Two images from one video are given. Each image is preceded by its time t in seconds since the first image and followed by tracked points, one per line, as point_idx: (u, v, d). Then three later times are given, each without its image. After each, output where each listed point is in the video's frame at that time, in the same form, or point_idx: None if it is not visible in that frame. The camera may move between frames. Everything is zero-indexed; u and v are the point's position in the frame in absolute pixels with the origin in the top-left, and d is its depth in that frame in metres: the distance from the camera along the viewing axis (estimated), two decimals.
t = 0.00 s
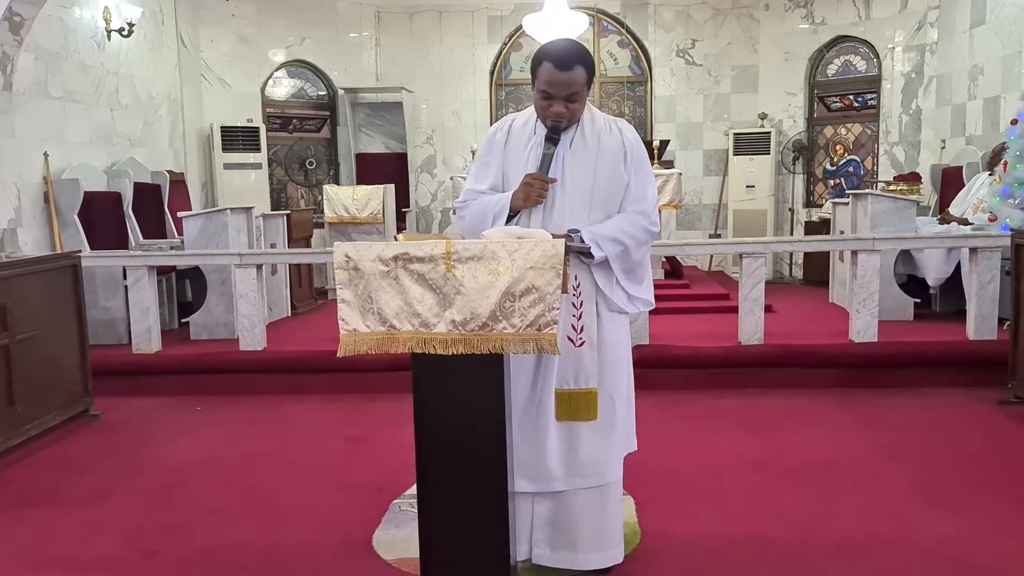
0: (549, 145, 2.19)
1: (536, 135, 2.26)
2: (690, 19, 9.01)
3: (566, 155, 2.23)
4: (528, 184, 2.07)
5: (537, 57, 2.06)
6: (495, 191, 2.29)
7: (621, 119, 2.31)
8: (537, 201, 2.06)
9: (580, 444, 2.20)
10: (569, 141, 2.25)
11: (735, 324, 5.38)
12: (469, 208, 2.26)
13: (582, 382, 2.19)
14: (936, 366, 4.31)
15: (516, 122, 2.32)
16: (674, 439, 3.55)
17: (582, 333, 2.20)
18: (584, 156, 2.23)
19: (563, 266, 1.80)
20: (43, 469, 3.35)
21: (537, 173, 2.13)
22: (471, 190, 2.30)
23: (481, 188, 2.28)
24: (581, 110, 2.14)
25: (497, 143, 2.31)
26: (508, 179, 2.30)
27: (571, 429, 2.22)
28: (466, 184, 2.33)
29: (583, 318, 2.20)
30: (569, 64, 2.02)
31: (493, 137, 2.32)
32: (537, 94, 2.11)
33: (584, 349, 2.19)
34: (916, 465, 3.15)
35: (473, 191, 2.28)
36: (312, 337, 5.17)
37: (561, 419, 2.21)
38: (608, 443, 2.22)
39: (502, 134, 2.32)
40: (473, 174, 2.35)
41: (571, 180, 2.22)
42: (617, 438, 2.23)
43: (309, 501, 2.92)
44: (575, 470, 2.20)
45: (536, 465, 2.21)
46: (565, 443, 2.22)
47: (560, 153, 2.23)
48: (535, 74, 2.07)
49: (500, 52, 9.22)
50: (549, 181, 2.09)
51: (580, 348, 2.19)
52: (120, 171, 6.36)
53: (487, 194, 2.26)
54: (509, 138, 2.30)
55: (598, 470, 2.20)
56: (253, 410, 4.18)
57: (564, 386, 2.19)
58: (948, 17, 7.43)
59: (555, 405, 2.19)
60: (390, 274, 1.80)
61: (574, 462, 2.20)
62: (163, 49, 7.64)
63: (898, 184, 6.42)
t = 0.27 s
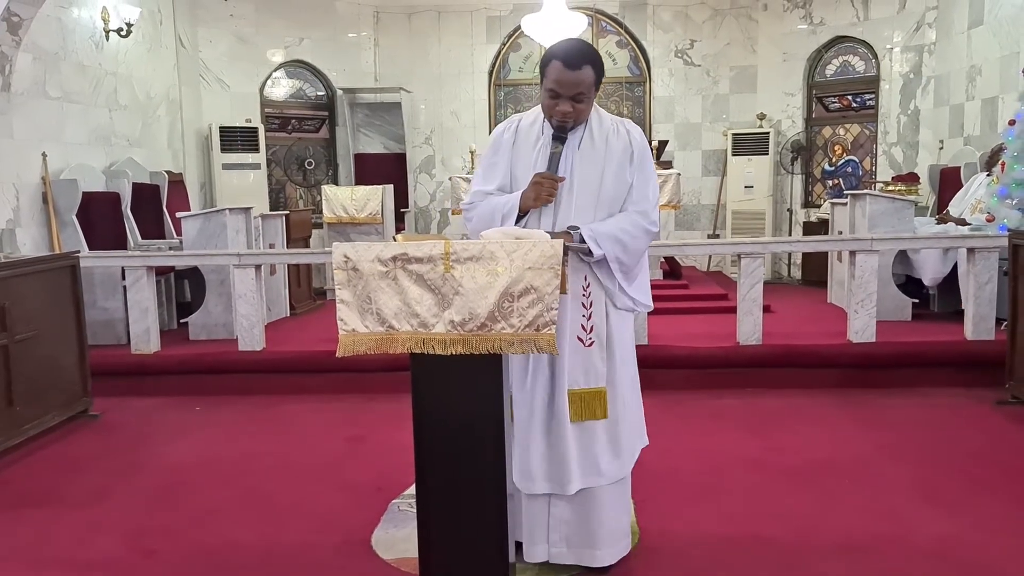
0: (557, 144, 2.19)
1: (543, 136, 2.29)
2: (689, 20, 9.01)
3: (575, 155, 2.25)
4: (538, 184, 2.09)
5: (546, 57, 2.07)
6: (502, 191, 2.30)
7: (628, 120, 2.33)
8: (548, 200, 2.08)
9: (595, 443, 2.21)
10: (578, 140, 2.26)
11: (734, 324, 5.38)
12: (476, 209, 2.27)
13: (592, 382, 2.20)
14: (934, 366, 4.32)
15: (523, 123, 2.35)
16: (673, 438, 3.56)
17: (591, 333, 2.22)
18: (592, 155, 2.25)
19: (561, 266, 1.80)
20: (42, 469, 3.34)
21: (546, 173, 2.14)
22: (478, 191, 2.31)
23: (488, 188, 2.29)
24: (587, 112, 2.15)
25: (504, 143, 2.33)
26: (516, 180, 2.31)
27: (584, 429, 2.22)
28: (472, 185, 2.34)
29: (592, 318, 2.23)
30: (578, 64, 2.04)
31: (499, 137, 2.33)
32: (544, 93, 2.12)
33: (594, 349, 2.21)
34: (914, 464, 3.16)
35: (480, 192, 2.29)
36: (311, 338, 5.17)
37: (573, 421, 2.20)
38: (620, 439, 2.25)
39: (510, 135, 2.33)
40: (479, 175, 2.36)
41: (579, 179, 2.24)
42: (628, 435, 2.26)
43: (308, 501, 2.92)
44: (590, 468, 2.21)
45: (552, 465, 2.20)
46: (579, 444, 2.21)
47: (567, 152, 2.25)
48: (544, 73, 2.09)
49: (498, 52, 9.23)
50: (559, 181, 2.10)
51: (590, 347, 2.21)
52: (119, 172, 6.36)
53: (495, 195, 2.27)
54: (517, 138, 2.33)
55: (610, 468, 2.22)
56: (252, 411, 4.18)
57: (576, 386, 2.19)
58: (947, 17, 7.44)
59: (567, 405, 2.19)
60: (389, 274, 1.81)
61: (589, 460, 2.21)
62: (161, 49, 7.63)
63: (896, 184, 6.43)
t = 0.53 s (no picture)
0: (560, 146, 2.19)
1: (547, 137, 2.29)
2: (686, 20, 9.02)
3: (578, 157, 2.25)
4: (541, 186, 2.08)
5: (551, 56, 2.08)
6: (507, 192, 2.30)
7: (633, 120, 2.32)
8: (551, 202, 2.07)
9: (598, 442, 2.23)
10: (581, 141, 2.26)
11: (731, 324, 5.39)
12: (481, 209, 2.27)
13: (594, 382, 2.23)
14: (931, 365, 4.33)
15: (528, 123, 2.35)
16: (670, 438, 3.56)
17: (594, 334, 2.23)
18: (595, 157, 2.25)
19: (558, 266, 1.80)
20: (38, 470, 3.34)
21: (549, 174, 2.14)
22: (483, 191, 2.30)
23: (493, 189, 2.29)
24: (589, 111, 2.16)
25: (509, 143, 2.33)
26: (520, 180, 2.31)
27: (588, 429, 2.24)
28: (478, 186, 2.34)
29: (595, 319, 2.23)
30: (582, 65, 2.04)
31: (504, 137, 2.33)
32: (547, 92, 2.13)
33: (596, 349, 2.23)
34: (911, 464, 3.17)
35: (485, 193, 2.29)
36: (309, 338, 5.16)
37: (578, 420, 2.22)
38: (624, 439, 2.26)
39: (515, 134, 2.33)
40: (484, 175, 2.36)
41: (582, 181, 2.24)
42: (631, 435, 2.27)
43: (305, 501, 2.92)
44: (594, 467, 2.22)
45: (557, 464, 2.21)
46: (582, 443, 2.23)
47: (571, 153, 2.26)
48: (547, 72, 2.09)
49: (495, 52, 9.23)
50: (561, 182, 2.10)
51: (592, 348, 2.23)
52: (115, 172, 6.35)
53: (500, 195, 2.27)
54: (522, 137, 2.32)
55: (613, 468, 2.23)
56: (249, 411, 4.18)
57: (580, 387, 2.22)
58: (943, 17, 7.46)
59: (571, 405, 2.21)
60: (386, 275, 1.81)
61: (592, 459, 2.23)
62: (157, 49, 7.62)
63: (893, 184, 6.44)
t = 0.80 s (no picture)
0: (554, 148, 2.22)
1: (546, 138, 2.29)
2: (680, 22, 9.04)
3: (577, 159, 2.25)
4: (535, 187, 2.09)
5: (548, 58, 2.08)
6: (506, 193, 2.30)
7: (633, 123, 2.31)
8: (544, 203, 2.08)
9: (593, 445, 2.23)
10: (581, 143, 2.26)
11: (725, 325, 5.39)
12: (481, 210, 2.28)
13: (591, 384, 2.23)
14: (924, 366, 4.34)
15: (529, 124, 2.36)
16: (664, 440, 3.56)
17: (591, 337, 2.24)
18: (594, 159, 2.25)
19: (552, 267, 1.80)
20: (30, 472, 3.32)
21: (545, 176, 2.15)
22: (483, 192, 2.31)
23: (492, 190, 2.30)
24: (587, 113, 2.17)
25: (510, 145, 2.34)
26: (520, 181, 2.31)
27: (584, 430, 2.24)
28: (479, 187, 2.35)
29: (592, 322, 2.24)
30: (580, 67, 2.05)
31: (505, 139, 2.34)
32: (545, 94, 2.13)
33: (593, 352, 2.24)
34: (904, 464, 3.17)
35: (485, 193, 2.30)
36: (303, 340, 5.15)
37: (574, 422, 2.23)
38: (621, 443, 2.24)
39: (515, 136, 2.34)
40: (486, 177, 2.37)
41: (579, 184, 2.25)
42: (630, 438, 2.26)
43: (299, 503, 2.91)
44: (590, 470, 2.23)
45: (549, 464, 2.22)
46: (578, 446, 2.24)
47: (569, 154, 2.26)
48: (545, 74, 2.09)
49: (490, 54, 9.23)
50: (556, 184, 2.11)
51: (590, 350, 2.24)
52: (108, 173, 6.32)
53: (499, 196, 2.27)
54: (522, 139, 2.33)
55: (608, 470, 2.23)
56: (243, 413, 4.16)
57: (577, 389, 2.22)
58: (936, 19, 7.49)
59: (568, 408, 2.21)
60: (379, 276, 1.80)
61: (588, 461, 2.23)
62: (151, 50, 7.60)
63: (886, 185, 6.46)
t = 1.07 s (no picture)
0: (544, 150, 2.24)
1: (538, 140, 2.30)
2: (669, 23, 9.06)
3: (569, 161, 2.26)
4: (525, 192, 2.09)
5: (540, 63, 2.08)
6: (499, 194, 2.30)
7: (625, 125, 2.31)
8: (536, 207, 2.08)
9: (582, 447, 2.23)
10: (572, 146, 2.27)
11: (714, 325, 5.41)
12: (473, 210, 2.27)
13: (581, 387, 2.23)
14: (911, 366, 4.36)
15: (522, 126, 2.36)
16: (654, 440, 3.57)
17: (582, 339, 2.24)
18: (585, 161, 2.25)
19: (540, 268, 1.80)
20: (16, 475, 3.29)
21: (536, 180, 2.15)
22: (476, 193, 2.31)
23: (485, 190, 2.30)
24: (579, 117, 2.16)
25: (503, 146, 2.34)
26: (512, 182, 2.32)
27: (574, 432, 2.24)
28: (471, 187, 2.34)
29: (582, 324, 2.24)
30: (572, 70, 2.05)
31: (498, 139, 2.35)
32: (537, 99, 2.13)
33: (584, 354, 2.24)
34: (892, 463, 3.19)
35: (478, 194, 2.30)
36: (292, 341, 5.13)
37: (562, 424, 2.23)
38: (612, 445, 2.24)
39: (508, 137, 2.35)
40: (478, 177, 2.36)
41: (570, 186, 2.25)
42: (620, 442, 2.25)
43: (287, 505, 2.90)
44: (579, 472, 2.23)
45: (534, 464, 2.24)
46: (567, 447, 2.24)
47: (559, 158, 2.26)
48: (536, 78, 2.09)
49: (479, 54, 9.23)
50: (546, 190, 2.11)
51: (580, 353, 2.24)
52: (95, 174, 6.28)
53: (491, 197, 2.27)
54: (515, 140, 2.34)
55: (598, 472, 2.23)
56: (231, 414, 4.14)
57: (565, 391, 2.22)
58: (923, 21, 7.55)
59: (556, 410, 2.22)
60: (367, 277, 1.79)
61: (577, 463, 2.23)
62: (138, 51, 7.55)
63: (874, 186, 6.49)
